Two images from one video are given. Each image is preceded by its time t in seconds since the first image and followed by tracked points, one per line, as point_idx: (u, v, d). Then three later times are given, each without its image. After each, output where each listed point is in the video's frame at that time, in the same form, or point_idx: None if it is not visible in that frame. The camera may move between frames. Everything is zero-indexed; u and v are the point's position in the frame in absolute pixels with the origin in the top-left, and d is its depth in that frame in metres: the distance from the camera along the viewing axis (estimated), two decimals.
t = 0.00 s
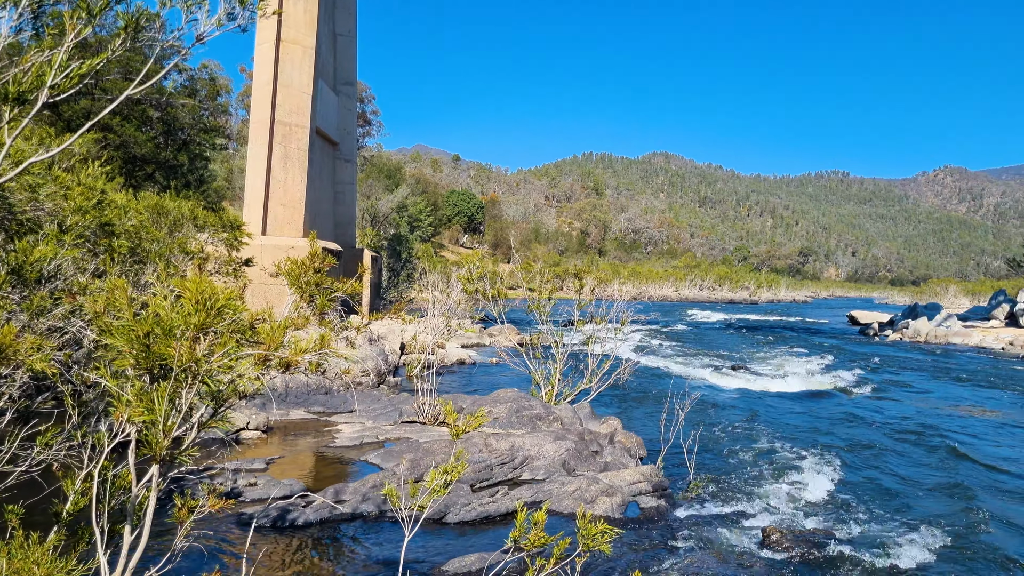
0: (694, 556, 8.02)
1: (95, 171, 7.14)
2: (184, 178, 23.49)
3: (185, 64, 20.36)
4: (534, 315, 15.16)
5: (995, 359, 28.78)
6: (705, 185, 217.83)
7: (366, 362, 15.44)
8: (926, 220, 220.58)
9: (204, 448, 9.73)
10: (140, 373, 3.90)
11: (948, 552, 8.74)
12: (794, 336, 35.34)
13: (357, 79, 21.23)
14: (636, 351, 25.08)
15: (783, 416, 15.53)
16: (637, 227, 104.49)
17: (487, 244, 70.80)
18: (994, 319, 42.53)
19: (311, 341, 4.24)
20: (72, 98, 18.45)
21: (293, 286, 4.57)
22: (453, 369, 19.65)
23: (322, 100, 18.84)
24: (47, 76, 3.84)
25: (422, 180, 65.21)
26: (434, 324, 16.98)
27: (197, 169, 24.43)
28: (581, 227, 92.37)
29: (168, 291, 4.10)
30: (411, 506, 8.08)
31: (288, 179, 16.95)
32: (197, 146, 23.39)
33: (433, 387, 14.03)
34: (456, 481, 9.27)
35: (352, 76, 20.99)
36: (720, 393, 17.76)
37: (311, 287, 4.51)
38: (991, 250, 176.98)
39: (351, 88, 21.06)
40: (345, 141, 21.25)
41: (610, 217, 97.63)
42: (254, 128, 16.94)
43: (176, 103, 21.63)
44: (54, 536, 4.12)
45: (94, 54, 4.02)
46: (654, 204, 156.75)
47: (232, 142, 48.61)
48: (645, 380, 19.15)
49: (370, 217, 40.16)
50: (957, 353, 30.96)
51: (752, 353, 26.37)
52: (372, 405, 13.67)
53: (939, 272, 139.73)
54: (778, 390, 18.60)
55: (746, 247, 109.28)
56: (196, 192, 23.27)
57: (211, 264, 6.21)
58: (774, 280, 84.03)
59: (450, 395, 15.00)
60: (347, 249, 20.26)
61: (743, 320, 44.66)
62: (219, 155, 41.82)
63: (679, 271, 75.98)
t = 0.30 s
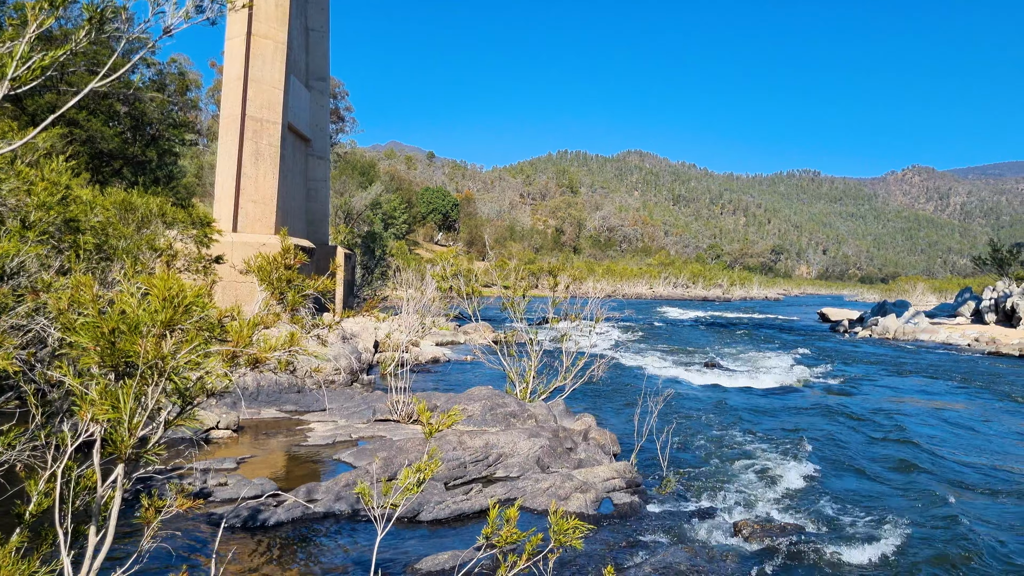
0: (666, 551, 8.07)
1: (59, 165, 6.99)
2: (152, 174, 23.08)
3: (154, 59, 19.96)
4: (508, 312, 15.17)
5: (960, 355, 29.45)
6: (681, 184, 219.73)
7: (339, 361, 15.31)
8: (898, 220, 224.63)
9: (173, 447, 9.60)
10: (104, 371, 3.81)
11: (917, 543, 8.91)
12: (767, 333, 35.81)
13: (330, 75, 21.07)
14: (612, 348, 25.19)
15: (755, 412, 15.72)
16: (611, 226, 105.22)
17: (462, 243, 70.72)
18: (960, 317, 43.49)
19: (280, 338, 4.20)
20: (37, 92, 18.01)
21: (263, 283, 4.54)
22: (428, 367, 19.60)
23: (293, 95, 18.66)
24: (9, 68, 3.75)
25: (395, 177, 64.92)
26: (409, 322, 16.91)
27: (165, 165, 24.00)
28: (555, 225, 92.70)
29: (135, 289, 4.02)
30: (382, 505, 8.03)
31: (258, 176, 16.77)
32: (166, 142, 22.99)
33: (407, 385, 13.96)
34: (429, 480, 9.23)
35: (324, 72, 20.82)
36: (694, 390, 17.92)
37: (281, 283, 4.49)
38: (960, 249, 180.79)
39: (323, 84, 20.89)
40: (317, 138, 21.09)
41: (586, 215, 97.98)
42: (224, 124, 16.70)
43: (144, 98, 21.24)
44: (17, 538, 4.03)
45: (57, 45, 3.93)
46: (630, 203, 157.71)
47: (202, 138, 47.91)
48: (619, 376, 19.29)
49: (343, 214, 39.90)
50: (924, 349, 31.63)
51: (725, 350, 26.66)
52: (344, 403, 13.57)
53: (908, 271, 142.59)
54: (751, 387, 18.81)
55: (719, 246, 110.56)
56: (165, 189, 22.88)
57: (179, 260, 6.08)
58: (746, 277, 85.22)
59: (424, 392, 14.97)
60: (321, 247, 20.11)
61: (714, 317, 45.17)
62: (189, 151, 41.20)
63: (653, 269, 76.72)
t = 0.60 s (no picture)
0: (639, 547, 8.12)
1: (21, 160, 6.83)
2: (121, 169, 22.67)
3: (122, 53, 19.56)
4: (483, 310, 15.16)
5: (927, 351, 30.11)
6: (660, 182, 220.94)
7: (312, 359, 15.20)
8: (871, 218, 228.58)
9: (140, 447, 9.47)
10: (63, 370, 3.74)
11: (884, 536, 9.08)
12: (740, 330, 36.18)
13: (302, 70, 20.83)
14: (588, 345, 25.29)
15: (728, 408, 15.90)
16: (587, 224, 105.74)
17: (437, 240, 70.50)
18: (928, 313, 44.40)
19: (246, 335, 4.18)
20: None
21: (230, 279, 4.51)
22: (402, 365, 19.53)
23: (265, 90, 18.43)
24: None
25: (369, 174, 64.51)
26: (383, 320, 16.82)
27: (133, 161, 23.59)
28: (531, 223, 92.92)
29: (95, 287, 3.95)
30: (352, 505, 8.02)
31: (230, 172, 16.57)
32: (135, 137, 22.57)
33: (380, 383, 13.90)
34: (403, 478, 9.22)
35: (296, 67, 20.58)
36: (668, 387, 18.07)
37: (249, 280, 4.47)
38: (930, 247, 184.52)
39: (296, 79, 20.66)
40: (290, 134, 20.87)
41: (561, 213, 98.31)
42: (194, 119, 16.45)
43: (111, 92, 20.82)
44: None
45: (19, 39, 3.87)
46: (608, 200, 158.46)
47: (171, 133, 47.10)
48: (593, 374, 19.41)
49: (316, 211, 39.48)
50: (892, 345, 32.25)
51: (699, 347, 26.91)
52: (317, 402, 13.49)
53: (879, 268, 145.19)
54: (724, 383, 19.02)
55: (693, 243, 111.58)
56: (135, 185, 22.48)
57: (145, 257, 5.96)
58: (720, 275, 86.21)
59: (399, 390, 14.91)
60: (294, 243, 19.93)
61: (687, 315, 45.61)
62: (158, 147, 40.49)
63: (628, 266, 77.22)
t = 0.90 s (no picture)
0: (612, 543, 8.17)
1: None
2: (88, 166, 22.24)
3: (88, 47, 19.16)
4: (457, 307, 15.15)
5: (895, 347, 30.75)
6: (637, 181, 222.12)
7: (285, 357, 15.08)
8: (844, 217, 232.34)
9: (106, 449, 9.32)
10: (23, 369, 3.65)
11: (853, 529, 9.24)
12: (714, 327, 36.56)
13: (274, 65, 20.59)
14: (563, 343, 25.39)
15: (701, 404, 16.07)
16: (562, 221, 106.17)
17: (411, 237, 70.29)
18: (896, 310, 45.29)
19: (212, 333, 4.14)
20: None
21: (196, 277, 4.47)
22: (377, 363, 19.45)
23: (236, 85, 18.18)
24: None
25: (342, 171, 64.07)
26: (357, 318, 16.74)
27: (100, 157, 23.14)
28: (507, 221, 93.14)
29: (57, 284, 3.87)
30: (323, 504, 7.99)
31: (199, 168, 16.35)
32: (102, 132, 22.13)
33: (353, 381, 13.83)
34: (376, 477, 9.19)
35: (268, 62, 20.33)
36: (642, 383, 18.22)
37: (215, 277, 4.44)
38: (900, 245, 188.19)
39: (267, 74, 20.42)
40: (261, 130, 20.62)
41: (535, 211, 98.59)
42: (163, 114, 16.18)
43: (76, 86, 20.39)
44: None
45: None
46: (584, 198, 159.12)
47: (139, 129, 46.28)
48: (568, 371, 19.51)
49: (289, 208, 39.10)
50: (862, 342, 32.84)
51: (674, 344, 27.14)
52: (289, 401, 13.39)
53: (850, 266, 147.73)
54: (698, 380, 19.21)
55: (667, 241, 112.56)
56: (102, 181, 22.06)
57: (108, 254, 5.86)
58: (693, 272, 87.20)
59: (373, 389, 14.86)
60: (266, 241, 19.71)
61: (661, 312, 46.01)
62: (126, 142, 39.74)
63: (603, 264, 77.69)
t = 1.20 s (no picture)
0: (583, 539, 8.22)
1: None
2: (51, 160, 21.71)
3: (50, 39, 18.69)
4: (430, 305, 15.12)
5: (861, 343, 31.40)
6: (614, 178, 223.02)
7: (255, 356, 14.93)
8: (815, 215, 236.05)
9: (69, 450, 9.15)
10: None
11: (820, 522, 9.41)
12: (686, 324, 36.93)
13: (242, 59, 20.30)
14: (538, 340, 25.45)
15: (672, 400, 16.23)
16: (535, 219, 106.41)
17: (383, 234, 69.96)
18: (864, 306, 46.16)
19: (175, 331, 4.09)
20: None
21: (159, 274, 4.43)
22: (348, 361, 19.33)
23: (204, 79, 17.89)
24: None
25: (313, 168, 63.42)
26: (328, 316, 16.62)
27: (64, 152, 22.59)
28: (480, 218, 93.14)
29: (15, 282, 3.79)
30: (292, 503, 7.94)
31: (166, 164, 16.09)
32: (65, 126, 21.62)
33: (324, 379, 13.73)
34: (347, 476, 9.14)
35: (236, 56, 20.04)
36: (614, 380, 18.34)
37: (180, 274, 4.41)
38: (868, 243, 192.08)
39: (235, 68, 20.13)
40: (230, 125, 20.33)
41: (508, 208, 98.70)
42: (127, 109, 15.88)
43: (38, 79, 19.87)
44: None
45: None
46: (558, 196, 159.61)
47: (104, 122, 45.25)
48: (541, 368, 19.60)
49: (259, 205, 38.63)
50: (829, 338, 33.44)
51: (648, 341, 27.36)
52: (259, 400, 13.26)
53: (820, 263, 150.43)
54: (670, 376, 19.39)
55: (641, 238, 113.47)
56: (66, 176, 21.55)
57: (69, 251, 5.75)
58: (665, 270, 88.13)
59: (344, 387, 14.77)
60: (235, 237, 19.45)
61: (632, 309, 46.37)
62: (91, 136, 38.82)
63: (576, 261, 78.06)
